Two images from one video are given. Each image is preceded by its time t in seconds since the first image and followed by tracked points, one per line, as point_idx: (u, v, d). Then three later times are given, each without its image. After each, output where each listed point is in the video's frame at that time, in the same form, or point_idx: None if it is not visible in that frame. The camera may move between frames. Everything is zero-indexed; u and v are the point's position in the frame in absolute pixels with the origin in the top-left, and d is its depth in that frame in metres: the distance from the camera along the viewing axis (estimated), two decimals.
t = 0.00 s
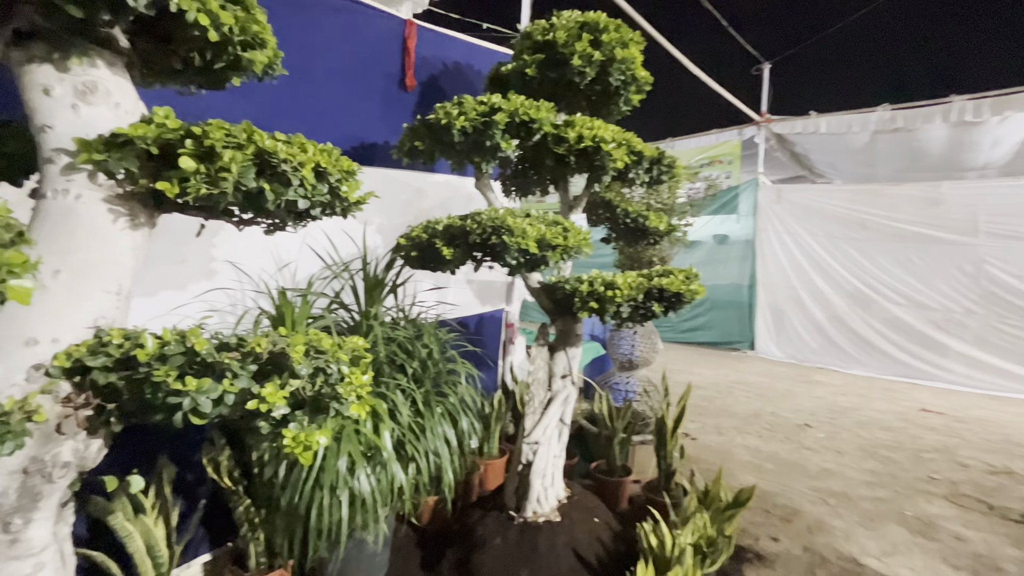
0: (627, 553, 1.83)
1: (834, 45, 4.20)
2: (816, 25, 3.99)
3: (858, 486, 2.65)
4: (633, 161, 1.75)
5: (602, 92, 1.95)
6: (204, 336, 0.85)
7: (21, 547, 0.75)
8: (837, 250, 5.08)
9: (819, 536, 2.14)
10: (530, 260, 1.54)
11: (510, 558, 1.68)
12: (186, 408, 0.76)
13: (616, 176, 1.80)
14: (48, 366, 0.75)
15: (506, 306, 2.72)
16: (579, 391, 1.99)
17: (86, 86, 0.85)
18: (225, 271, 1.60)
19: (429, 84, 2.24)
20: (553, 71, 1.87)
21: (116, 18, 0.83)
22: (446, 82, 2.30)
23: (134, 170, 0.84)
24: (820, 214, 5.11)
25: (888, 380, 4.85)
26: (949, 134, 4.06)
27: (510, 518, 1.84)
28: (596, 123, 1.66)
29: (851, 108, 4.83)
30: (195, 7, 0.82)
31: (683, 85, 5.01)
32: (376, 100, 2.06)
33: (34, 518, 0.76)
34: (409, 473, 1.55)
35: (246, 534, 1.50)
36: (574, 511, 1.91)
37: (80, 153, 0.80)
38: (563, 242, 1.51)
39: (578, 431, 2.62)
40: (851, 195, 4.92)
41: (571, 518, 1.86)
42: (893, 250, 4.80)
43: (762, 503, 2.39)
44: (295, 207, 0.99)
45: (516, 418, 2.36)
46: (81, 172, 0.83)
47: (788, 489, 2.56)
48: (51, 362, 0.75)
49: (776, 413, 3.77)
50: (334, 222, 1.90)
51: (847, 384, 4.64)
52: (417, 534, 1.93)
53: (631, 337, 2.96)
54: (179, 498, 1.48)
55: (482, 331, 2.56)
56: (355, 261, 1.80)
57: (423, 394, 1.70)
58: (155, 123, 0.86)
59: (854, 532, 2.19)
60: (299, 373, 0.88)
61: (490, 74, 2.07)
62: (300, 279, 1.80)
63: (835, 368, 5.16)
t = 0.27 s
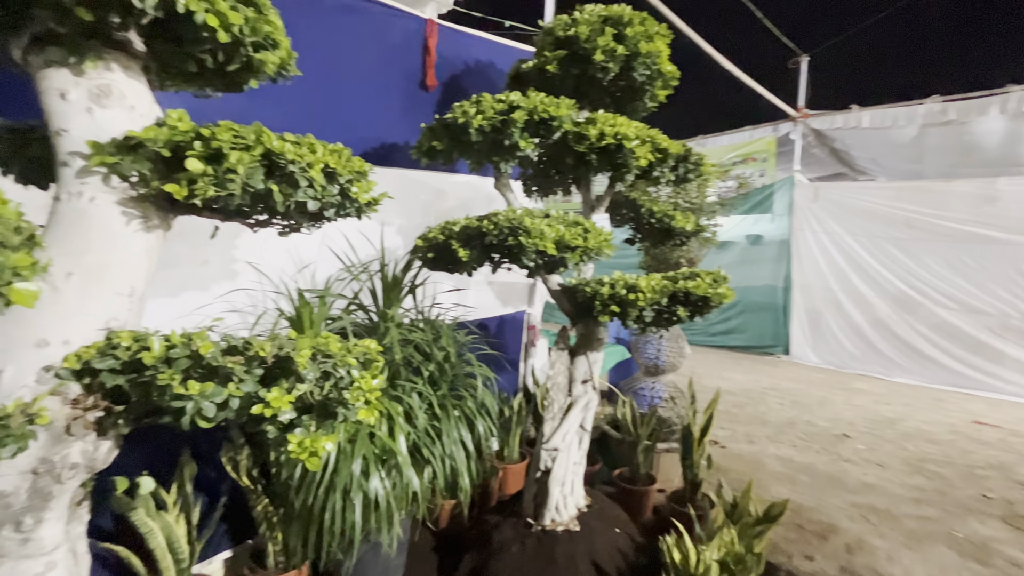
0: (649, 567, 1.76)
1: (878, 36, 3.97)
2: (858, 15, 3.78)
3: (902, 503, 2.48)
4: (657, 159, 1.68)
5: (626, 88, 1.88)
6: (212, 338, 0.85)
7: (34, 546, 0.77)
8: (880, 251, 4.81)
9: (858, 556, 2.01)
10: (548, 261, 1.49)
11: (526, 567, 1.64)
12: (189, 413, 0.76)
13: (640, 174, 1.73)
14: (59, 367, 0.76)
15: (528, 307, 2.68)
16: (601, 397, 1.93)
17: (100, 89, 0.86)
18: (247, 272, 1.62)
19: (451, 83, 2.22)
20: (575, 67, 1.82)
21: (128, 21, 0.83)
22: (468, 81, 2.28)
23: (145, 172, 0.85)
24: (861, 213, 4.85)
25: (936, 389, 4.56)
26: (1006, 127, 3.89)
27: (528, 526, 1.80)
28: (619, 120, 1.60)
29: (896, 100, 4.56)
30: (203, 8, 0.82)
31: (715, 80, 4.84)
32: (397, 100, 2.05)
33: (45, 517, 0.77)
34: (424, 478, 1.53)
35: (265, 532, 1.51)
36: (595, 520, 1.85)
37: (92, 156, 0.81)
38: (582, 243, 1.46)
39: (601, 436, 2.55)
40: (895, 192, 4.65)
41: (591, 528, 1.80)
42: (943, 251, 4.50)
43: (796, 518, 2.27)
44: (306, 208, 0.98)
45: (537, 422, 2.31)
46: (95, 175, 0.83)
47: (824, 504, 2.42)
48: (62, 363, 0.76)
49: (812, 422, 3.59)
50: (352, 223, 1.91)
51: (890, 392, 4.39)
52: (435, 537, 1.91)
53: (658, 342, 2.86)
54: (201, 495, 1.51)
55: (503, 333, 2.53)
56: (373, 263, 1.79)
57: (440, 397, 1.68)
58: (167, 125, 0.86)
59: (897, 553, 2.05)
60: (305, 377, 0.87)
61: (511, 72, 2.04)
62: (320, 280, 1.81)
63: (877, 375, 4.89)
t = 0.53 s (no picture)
0: None
1: (917, 26, 3.77)
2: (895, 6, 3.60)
3: (937, 519, 2.36)
4: (673, 158, 1.63)
5: (642, 85, 1.84)
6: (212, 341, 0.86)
7: (38, 542, 0.79)
8: (916, 253, 4.59)
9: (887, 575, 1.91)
10: (558, 264, 1.46)
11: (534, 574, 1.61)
12: (185, 415, 0.76)
13: (655, 174, 1.68)
14: (62, 368, 0.77)
15: (544, 309, 2.64)
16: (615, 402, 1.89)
17: (109, 94, 0.87)
18: (260, 273, 1.64)
19: (464, 83, 2.21)
20: (589, 65, 1.78)
21: (132, 27, 0.84)
22: (482, 80, 2.26)
23: (150, 176, 0.86)
24: (896, 212, 4.63)
25: (976, 398, 4.33)
26: None
27: (538, 532, 1.77)
28: (633, 119, 1.55)
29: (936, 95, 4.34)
30: (204, 11, 0.82)
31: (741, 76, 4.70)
32: (411, 101, 2.05)
33: (49, 514, 0.79)
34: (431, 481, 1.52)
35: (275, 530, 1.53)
36: (606, 529, 1.81)
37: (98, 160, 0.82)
38: (593, 245, 1.42)
39: (617, 441, 2.50)
40: (934, 191, 4.42)
41: (602, 537, 1.76)
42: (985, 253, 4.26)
43: (820, 532, 2.18)
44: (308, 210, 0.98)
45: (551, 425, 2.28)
46: (101, 179, 0.85)
47: (851, 518, 2.32)
48: (66, 364, 0.77)
49: (841, 430, 3.45)
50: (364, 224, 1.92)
51: (926, 401, 4.18)
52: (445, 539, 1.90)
53: (677, 345, 2.79)
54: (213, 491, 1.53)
55: (517, 334, 2.51)
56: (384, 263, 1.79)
57: (449, 400, 1.67)
58: (171, 129, 0.87)
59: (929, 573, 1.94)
60: (303, 381, 0.87)
61: (525, 71, 2.01)
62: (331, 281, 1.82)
63: (912, 382, 4.67)
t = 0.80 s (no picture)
0: None
1: (948, 16, 3.62)
2: None
3: (963, 532, 2.26)
4: (683, 155, 1.59)
5: (652, 81, 1.80)
6: (207, 339, 0.86)
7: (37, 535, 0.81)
8: (945, 254, 4.42)
9: None
10: (562, 263, 1.43)
11: None
12: (177, 412, 0.77)
13: (665, 172, 1.64)
14: (58, 363, 0.78)
15: (554, 309, 2.60)
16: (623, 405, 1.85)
17: (110, 93, 0.88)
18: (268, 271, 1.66)
19: (473, 82, 2.20)
20: (598, 61, 1.75)
21: (130, 26, 0.85)
22: (491, 79, 2.25)
23: (148, 173, 0.86)
24: (924, 212, 4.46)
25: (1008, 406, 4.15)
26: None
27: (543, 535, 1.75)
28: (641, 115, 1.52)
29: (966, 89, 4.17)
30: (199, 9, 0.82)
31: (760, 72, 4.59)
32: (419, 100, 2.04)
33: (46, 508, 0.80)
34: (434, 481, 1.51)
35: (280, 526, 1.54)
36: (613, 534, 1.78)
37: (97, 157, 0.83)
38: (598, 244, 1.39)
39: (627, 444, 2.46)
40: (964, 190, 4.25)
41: (609, 542, 1.73)
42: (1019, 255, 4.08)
43: (838, 543, 2.10)
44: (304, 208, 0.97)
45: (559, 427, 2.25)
46: (100, 177, 0.85)
47: (871, 529, 2.23)
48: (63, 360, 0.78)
49: (862, 437, 3.34)
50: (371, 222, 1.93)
51: (955, 408, 4.02)
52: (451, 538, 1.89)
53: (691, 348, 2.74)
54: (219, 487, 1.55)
55: (527, 334, 2.49)
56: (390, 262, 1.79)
57: (453, 400, 1.65)
58: (169, 128, 0.88)
59: None
60: (297, 379, 0.86)
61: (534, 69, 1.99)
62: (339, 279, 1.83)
63: (940, 388, 4.50)
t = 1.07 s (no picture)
0: None
1: (958, 10, 3.56)
2: None
3: (967, 534, 2.23)
4: (684, 150, 1.56)
5: (653, 75, 1.76)
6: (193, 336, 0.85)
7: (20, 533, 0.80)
8: (951, 252, 4.36)
9: None
10: (559, 260, 1.41)
11: None
12: (160, 410, 0.76)
13: (665, 167, 1.62)
14: (40, 360, 0.77)
15: (554, 307, 2.59)
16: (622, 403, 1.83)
17: (95, 85, 0.87)
18: (264, 267, 1.65)
19: (472, 77, 2.18)
20: (598, 55, 1.72)
21: (114, 17, 0.83)
22: (490, 73, 2.23)
23: (134, 167, 0.84)
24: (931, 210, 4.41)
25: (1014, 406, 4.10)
26: None
27: (539, 534, 1.73)
28: (641, 109, 1.49)
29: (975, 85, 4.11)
30: None
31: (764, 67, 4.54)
32: (417, 94, 2.02)
33: (29, 506, 0.80)
34: (429, 480, 1.50)
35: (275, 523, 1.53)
36: (611, 534, 1.76)
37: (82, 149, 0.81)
38: (596, 241, 1.37)
39: (627, 443, 2.44)
40: (971, 187, 4.19)
41: (607, 542, 1.71)
42: None
43: (839, 544, 2.08)
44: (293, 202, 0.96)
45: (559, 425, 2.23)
46: (85, 170, 0.83)
47: (873, 530, 2.21)
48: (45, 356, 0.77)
49: (866, 437, 3.30)
50: (368, 218, 1.91)
51: (960, 408, 3.98)
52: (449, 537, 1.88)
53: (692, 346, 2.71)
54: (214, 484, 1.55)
55: (526, 332, 2.47)
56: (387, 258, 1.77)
57: (450, 397, 1.64)
58: (157, 120, 0.86)
59: None
60: (285, 377, 0.85)
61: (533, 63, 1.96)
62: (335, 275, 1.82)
63: (945, 387, 4.46)
